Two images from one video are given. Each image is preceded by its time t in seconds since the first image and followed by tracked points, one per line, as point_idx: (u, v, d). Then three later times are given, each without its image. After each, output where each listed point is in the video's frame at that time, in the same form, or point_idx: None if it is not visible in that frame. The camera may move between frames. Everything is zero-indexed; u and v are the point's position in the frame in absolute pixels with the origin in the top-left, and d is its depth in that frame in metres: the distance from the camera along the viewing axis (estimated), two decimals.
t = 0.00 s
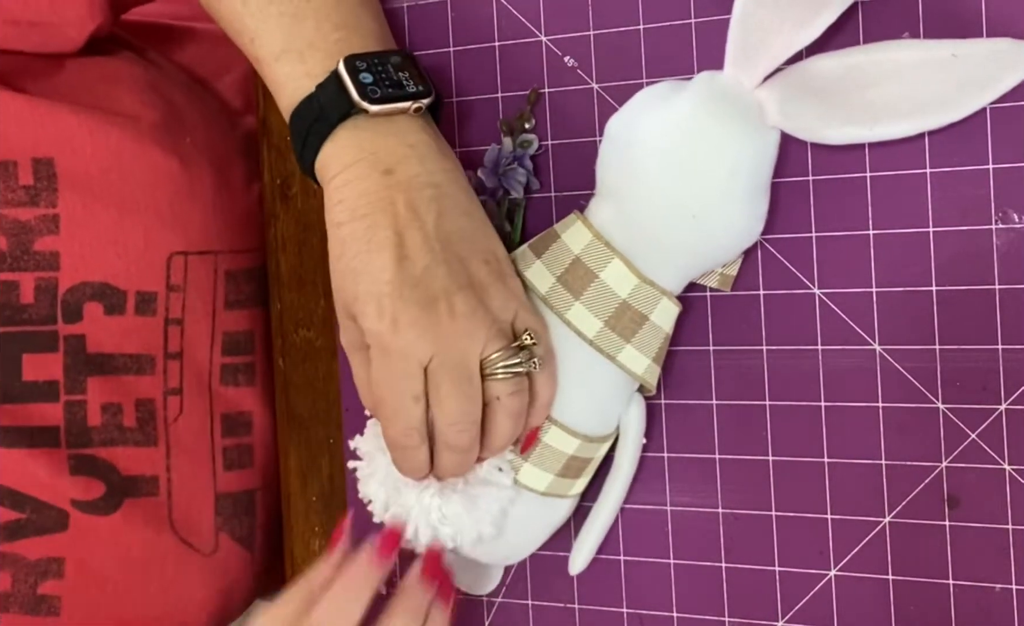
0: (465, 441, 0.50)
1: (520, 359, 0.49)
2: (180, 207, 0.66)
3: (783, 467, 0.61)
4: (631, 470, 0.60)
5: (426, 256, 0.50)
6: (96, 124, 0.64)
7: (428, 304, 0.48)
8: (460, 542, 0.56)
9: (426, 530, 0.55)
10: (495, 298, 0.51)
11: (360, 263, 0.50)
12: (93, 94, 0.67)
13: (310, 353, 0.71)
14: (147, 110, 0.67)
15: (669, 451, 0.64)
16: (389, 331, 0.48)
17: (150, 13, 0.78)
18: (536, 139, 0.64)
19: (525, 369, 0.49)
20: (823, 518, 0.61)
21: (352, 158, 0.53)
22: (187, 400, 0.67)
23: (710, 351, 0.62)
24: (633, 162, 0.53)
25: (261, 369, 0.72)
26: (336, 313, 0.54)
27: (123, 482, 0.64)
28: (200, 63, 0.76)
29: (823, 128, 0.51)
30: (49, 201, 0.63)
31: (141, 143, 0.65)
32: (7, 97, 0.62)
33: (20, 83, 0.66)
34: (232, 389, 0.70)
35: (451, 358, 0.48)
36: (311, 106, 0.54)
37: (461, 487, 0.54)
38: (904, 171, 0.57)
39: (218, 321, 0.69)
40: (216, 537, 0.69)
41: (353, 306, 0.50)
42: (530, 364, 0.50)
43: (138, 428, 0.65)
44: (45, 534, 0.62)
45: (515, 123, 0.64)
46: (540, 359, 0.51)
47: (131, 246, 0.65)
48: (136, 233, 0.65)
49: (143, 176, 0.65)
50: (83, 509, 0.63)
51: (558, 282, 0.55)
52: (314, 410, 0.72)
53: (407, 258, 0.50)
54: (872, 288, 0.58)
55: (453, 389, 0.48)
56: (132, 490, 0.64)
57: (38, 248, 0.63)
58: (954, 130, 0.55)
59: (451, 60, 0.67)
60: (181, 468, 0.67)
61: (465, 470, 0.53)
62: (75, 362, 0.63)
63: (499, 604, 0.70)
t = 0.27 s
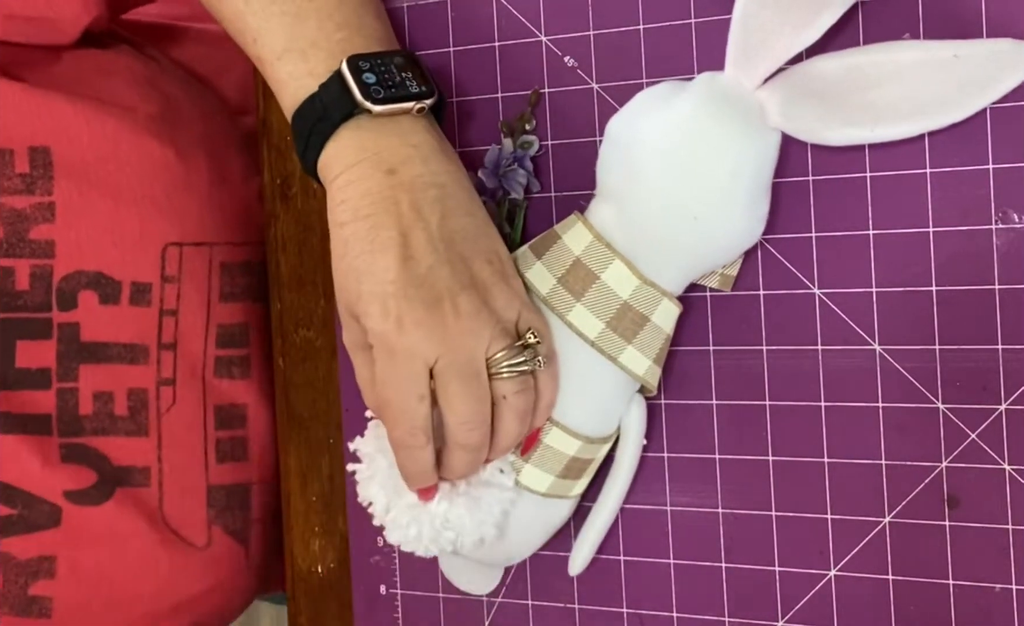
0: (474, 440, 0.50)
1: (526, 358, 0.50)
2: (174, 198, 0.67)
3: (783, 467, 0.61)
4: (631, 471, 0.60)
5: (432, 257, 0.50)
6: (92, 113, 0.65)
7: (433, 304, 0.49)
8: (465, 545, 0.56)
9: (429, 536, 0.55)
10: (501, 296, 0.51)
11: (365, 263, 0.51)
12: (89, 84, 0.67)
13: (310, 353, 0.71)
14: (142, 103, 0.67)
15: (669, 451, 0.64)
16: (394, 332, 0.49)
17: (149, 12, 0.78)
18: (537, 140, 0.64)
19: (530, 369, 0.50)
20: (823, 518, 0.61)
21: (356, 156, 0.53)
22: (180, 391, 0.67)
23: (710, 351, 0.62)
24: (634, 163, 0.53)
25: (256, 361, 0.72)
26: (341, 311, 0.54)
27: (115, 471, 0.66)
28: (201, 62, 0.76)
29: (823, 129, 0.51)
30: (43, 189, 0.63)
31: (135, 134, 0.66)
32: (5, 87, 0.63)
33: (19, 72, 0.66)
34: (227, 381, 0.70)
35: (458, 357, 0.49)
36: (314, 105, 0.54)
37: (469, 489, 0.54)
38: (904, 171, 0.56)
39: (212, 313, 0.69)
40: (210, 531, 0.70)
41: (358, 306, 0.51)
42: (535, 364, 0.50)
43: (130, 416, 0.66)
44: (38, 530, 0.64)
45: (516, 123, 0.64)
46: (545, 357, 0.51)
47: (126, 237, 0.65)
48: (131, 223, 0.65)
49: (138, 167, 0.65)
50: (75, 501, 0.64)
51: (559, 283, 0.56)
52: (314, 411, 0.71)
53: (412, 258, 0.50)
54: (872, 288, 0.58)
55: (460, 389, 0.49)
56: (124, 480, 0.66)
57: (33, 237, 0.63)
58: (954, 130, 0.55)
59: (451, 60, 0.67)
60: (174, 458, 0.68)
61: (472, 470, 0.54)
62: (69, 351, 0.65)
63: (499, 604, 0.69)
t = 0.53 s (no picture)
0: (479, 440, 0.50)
1: (530, 355, 0.50)
2: (182, 169, 0.67)
3: (783, 467, 0.61)
4: (631, 472, 0.60)
5: (436, 256, 0.50)
6: (97, 87, 0.64)
7: (438, 303, 0.48)
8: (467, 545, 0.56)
9: (430, 538, 0.54)
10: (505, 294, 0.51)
11: (368, 263, 0.50)
12: (89, 62, 0.67)
13: (310, 352, 0.71)
14: (144, 76, 0.68)
15: (670, 451, 0.64)
16: (399, 331, 0.48)
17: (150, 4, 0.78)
18: (536, 140, 0.64)
19: (534, 366, 0.50)
20: (823, 518, 0.61)
21: (358, 157, 0.53)
22: (197, 363, 0.67)
23: (710, 351, 0.62)
24: (635, 163, 0.53)
25: (268, 332, 0.73)
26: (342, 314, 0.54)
27: (138, 445, 0.65)
28: (199, 49, 0.76)
29: (824, 129, 0.51)
30: (51, 163, 0.63)
31: (140, 107, 0.66)
32: (7, 65, 0.62)
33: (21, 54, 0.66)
34: (241, 352, 0.71)
35: (463, 355, 0.48)
36: (318, 104, 0.54)
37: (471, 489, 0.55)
38: (904, 172, 0.56)
39: (225, 286, 0.70)
40: (236, 503, 0.70)
41: (361, 307, 0.50)
42: (539, 362, 0.50)
43: (149, 390, 0.66)
44: (65, 506, 0.62)
45: (515, 124, 0.64)
46: (548, 354, 0.51)
47: (136, 211, 0.65)
48: (141, 196, 0.65)
49: (146, 141, 0.66)
50: (100, 474, 0.63)
51: (560, 284, 0.56)
52: (314, 411, 0.71)
53: (416, 257, 0.50)
54: (872, 288, 0.58)
55: (466, 388, 0.48)
56: (147, 453, 0.65)
57: (43, 213, 0.63)
58: (953, 130, 0.55)
59: (451, 59, 0.67)
60: (194, 432, 0.67)
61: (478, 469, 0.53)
62: (85, 326, 0.64)
63: (499, 604, 0.69)
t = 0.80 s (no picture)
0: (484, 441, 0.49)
1: (535, 356, 0.49)
2: (184, 167, 0.67)
3: (783, 467, 0.61)
4: (631, 472, 0.60)
5: (441, 257, 0.50)
6: (101, 84, 0.64)
7: (444, 303, 0.48)
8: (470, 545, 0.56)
9: (433, 540, 0.55)
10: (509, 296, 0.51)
11: (373, 264, 0.50)
12: (92, 59, 0.67)
13: (310, 353, 0.71)
14: (147, 74, 0.67)
15: (670, 451, 0.64)
16: (405, 332, 0.48)
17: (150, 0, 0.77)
18: (536, 141, 0.64)
19: (539, 367, 0.50)
20: (823, 518, 0.61)
21: (362, 157, 0.53)
22: (199, 362, 0.68)
23: (710, 351, 0.62)
24: (638, 165, 0.52)
25: (269, 332, 0.73)
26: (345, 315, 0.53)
27: (139, 444, 0.65)
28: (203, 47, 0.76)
29: (825, 130, 0.51)
30: (54, 162, 0.63)
31: (143, 105, 0.65)
32: (10, 62, 0.62)
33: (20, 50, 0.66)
34: (242, 351, 0.71)
35: (470, 356, 0.48)
36: (322, 104, 0.54)
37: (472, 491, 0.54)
38: (904, 172, 0.56)
39: (226, 284, 0.70)
40: (237, 501, 0.70)
41: (366, 308, 0.50)
42: (544, 363, 0.50)
43: (151, 389, 0.66)
44: (68, 503, 0.62)
45: (515, 124, 0.64)
46: (553, 355, 0.51)
47: (138, 209, 0.65)
48: (143, 195, 0.65)
49: (149, 138, 0.66)
50: (103, 472, 0.63)
51: (561, 285, 0.56)
52: (314, 411, 0.71)
53: (422, 258, 0.49)
54: (872, 288, 0.58)
55: (473, 389, 0.48)
56: (149, 452, 0.65)
57: (45, 211, 0.63)
58: (953, 130, 0.55)
59: (451, 59, 0.67)
60: (196, 431, 0.68)
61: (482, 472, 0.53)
62: (87, 324, 0.64)
63: (499, 604, 0.69)
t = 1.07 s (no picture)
0: (486, 439, 0.49)
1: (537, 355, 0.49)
2: (184, 170, 0.67)
3: (783, 467, 0.61)
4: (632, 471, 0.60)
5: (443, 255, 0.50)
6: (102, 87, 0.64)
7: (446, 302, 0.48)
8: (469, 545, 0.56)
9: (433, 539, 0.55)
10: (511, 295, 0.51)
11: (375, 262, 0.50)
12: (92, 61, 0.67)
13: (310, 353, 0.71)
14: (148, 77, 0.67)
15: (669, 451, 0.64)
16: (407, 331, 0.48)
17: (150, 4, 0.77)
18: (536, 141, 0.64)
19: (541, 366, 0.50)
20: (823, 518, 0.61)
21: (363, 156, 0.53)
22: (198, 364, 0.68)
23: (710, 351, 0.62)
24: (638, 164, 0.52)
25: (269, 333, 0.73)
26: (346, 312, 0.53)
27: (139, 446, 0.65)
28: (203, 47, 0.76)
29: (825, 130, 0.51)
30: (54, 165, 0.62)
31: (144, 108, 0.65)
32: (10, 65, 0.62)
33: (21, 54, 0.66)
34: (242, 353, 0.71)
35: (471, 354, 0.48)
36: (322, 102, 0.54)
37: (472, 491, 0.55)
38: (905, 172, 0.56)
39: (226, 287, 0.70)
40: (235, 503, 0.70)
41: (368, 306, 0.50)
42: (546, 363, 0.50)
43: (151, 391, 0.66)
44: (66, 504, 0.62)
45: (515, 124, 0.64)
46: (554, 354, 0.51)
47: (138, 212, 0.65)
48: (142, 198, 0.65)
49: (149, 142, 0.65)
50: (101, 475, 0.63)
51: (561, 285, 0.56)
52: (314, 411, 0.71)
53: (423, 256, 0.49)
54: (872, 288, 0.58)
55: (474, 387, 0.48)
56: (147, 454, 0.65)
57: (44, 214, 0.63)
58: (953, 130, 0.55)
59: (451, 59, 0.67)
60: (195, 432, 0.68)
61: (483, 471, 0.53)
62: (87, 327, 0.64)
63: (499, 604, 0.69)
